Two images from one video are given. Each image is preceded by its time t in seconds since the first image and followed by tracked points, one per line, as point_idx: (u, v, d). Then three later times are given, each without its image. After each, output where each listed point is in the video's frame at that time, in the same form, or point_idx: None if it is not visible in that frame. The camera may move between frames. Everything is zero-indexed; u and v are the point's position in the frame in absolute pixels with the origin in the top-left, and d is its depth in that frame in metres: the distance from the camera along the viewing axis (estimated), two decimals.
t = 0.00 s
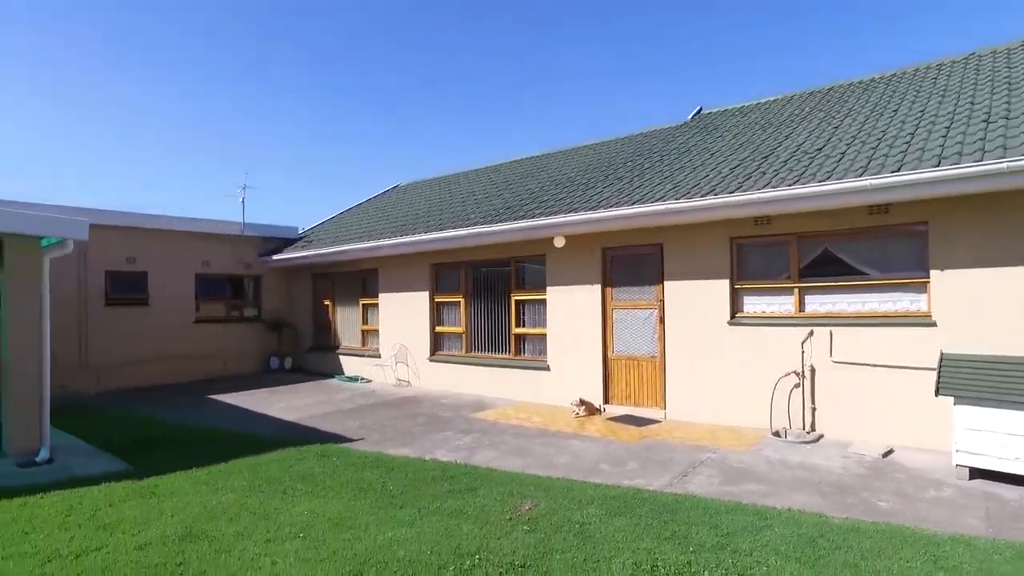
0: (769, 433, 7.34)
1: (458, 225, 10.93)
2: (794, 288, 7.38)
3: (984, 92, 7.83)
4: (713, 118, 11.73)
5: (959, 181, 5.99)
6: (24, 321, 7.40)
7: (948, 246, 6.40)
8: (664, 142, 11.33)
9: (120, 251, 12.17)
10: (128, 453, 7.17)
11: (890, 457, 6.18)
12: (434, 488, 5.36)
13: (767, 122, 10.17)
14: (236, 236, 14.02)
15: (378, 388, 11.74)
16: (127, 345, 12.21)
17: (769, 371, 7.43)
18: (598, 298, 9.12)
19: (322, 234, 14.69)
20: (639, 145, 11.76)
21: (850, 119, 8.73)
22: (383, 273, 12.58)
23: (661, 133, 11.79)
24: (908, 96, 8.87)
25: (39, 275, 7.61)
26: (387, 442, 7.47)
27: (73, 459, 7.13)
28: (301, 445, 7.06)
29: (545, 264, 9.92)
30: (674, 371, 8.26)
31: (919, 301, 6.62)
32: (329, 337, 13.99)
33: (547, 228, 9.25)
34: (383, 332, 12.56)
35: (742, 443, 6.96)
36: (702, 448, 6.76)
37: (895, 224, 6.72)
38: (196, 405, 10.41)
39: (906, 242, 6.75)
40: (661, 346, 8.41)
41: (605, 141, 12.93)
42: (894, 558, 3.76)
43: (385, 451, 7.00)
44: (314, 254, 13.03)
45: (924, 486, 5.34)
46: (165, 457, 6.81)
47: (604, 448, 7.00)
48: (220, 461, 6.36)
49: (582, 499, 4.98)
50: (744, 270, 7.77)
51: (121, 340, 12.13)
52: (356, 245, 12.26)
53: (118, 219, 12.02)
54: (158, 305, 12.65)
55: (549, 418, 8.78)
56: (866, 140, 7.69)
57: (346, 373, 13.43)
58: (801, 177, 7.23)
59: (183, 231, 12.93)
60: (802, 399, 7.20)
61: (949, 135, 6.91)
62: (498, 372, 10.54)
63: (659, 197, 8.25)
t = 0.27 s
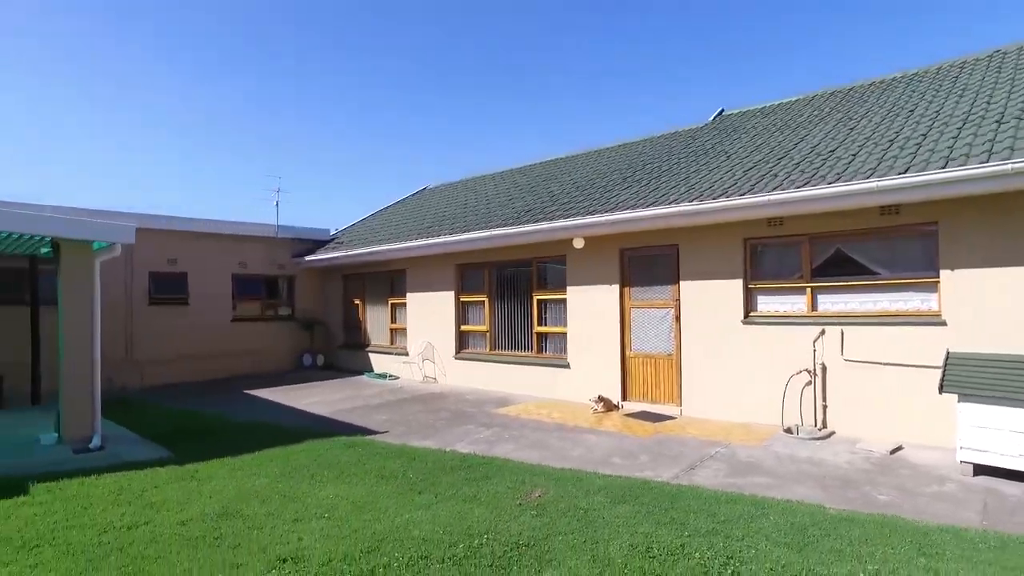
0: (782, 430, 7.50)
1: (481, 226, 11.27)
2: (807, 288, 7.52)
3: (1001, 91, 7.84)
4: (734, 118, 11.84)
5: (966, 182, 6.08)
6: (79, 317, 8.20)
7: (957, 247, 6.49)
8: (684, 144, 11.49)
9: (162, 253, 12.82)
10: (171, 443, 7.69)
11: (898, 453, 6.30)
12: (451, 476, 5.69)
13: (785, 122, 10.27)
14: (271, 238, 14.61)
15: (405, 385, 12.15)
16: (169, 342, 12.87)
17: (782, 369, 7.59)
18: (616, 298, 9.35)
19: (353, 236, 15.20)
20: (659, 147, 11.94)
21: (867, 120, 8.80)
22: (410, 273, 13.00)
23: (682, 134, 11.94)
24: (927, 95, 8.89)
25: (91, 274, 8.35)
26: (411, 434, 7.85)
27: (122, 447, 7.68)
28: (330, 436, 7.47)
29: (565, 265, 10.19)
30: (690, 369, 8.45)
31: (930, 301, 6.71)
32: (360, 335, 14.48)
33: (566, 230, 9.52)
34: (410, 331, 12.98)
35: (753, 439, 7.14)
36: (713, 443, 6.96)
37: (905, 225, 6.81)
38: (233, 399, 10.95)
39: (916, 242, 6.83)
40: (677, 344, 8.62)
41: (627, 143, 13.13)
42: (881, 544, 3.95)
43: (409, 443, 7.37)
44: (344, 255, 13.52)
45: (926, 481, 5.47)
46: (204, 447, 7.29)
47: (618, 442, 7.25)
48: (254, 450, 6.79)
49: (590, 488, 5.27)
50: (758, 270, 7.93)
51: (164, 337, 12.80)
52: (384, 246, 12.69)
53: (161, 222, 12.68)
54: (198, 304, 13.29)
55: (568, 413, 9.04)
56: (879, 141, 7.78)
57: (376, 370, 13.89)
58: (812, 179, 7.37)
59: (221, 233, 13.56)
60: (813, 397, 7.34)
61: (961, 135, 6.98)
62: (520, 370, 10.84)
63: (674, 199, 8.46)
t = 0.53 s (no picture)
0: (792, 426, 7.69)
1: (501, 229, 11.61)
2: (816, 288, 7.69)
3: (1013, 92, 7.90)
4: (751, 120, 11.97)
5: (969, 185, 6.22)
6: (124, 313, 8.80)
7: (962, 248, 6.61)
8: (701, 146, 11.68)
9: (197, 255, 13.43)
10: (209, 434, 8.19)
11: (902, 449, 6.46)
12: (467, 466, 6.04)
13: (801, 125, 10.40)
14: (301, 240, 15.16)
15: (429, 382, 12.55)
16: (204, 340, 13.47)
17: (792, 367, 7.78)
18: (631, 297, 9.60)
19: (379, 238, 15.67)
20: (677, 149, 12.13)
21: (880, 122, 8.91)
22: (434, 274, 13.41)
23: (699, 136, 12.12)
24: (941, 96, 8.96)
25: (134, 274, 8.94)
26: (433, 428, 8.22)
27: (162, 437, 8.21)
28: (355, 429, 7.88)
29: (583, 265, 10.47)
30: (702, 367, 8.68)
31: (936, 301, 6.84)
32: (385, 334, 14.93)
33: (583, 232, 9.81)
34: (434, 330, 13.37)
35: (762, 435, 7.36)
36: (722, 438, 7.20)
37: (912, 226, 6.95)
38: (265, 395, 11.46)
39: (924, 242, 6.96)
40: (690, 343, 8.85)
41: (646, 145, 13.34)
42: (866, 530, 4.20)
43: (430, 436, 7.74)
44: (370, 256, 13.99)
45: (925, 475, 5.64)
46: (238, 438, 7.75)
47: (630, 437, 7.53)
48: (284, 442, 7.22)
49: (598, 478, 5.58)
50: (769, 271, 8.13)
51: (200, 335, 13.40)
52: (408, 248, 13.11)
53: (196, 226, 13.29)
54: (231, 304, 13.88)
55: (584, 410, 9.32)
56: (889, 143, 7.91)
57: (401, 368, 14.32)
58: (820, 182, 7.54)
59: (253, 236, 14.14)
60: (822, 394, 7.52)
61: (968, 138, 7.09)
62: (539, 368, 11.15)
63: (687, 202, 8.70)
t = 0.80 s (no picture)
0: (792, 423, 7.92)
1: (513, 230, 11.92)
2: (816, 288, 7.91)
3: (1013, 96, 8.05)
4: (758, 122, 12.17)
5: (962, 189, 6.40)
6: (152, 313, 9.26)
7: (957, 249, 6.78)
8: (708, 148, 11.89)
9: (219, 256, 13.89)
10: (233, 428, 8.61)
11: (896, 444, 6.68)
12: (477, 458, 6.37)
13: (806, 127, 10.59)
14: (319, 241, 15.59)
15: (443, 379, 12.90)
16: (226, 339, 13.94)
17: (792, 365, 8.01)
18: (638, 297, 9.87)
19: (394, 239, 16.06)
20: (685, 151, 12.36)
21: (882, 125, 9.09)
22: (448, 274, 13.77)
23: (707, 138, 12.33)
24: (943, 100, 9.12)
25: (161, 275, 9.39)
26: (445, 423, 8.56)
27: (189, 431, 8.64)
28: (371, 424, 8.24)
29: (592, 266, 10.75)
30: (706, 365, 8.93)
31: (932, 301, 7.03)
32: (401, 333, 15.30)
33: (591, 234, 10.09)
34: (448, 329, 13.72)
35: (762, 430, 7.61)
36: (723, 434, 7.46)
37: (909, 229, 7.15)
38: (284, 392, 11.88)
39: (920, 244, 7.15)
40: (695, 341, 9.10)
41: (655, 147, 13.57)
42: (848, 517, 4.48)
43: (442, 430, 8.07)
44: (386, 257, 14.38)
45: (916, 469, 5.87)
46: (260, 432, 8.14)
47: (635, 432, 7.82)
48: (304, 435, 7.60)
49: (600, 468, 5.89)
50: (771, 272, 8.36)
51: (221, 334, 13.87)
52: (422, 249, 13.47)
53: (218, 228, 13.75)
54: (252, 304, 14.34)
55: (592, 406, 9.61)
56: (889, 147, 8.10)
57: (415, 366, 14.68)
58: (820, 185, 7.77)
59: (272, 237, 14.58)
60: (822, 392, 7.75)
61: (964, 142, 7.27)
62: (550, 366, 11.44)
63: (691, 205, 8.94)
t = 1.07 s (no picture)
0: (792, 419, 8.17)
1: (523, 233, 12.25)
2: (815, 289, 8.14)
3: (1010, 101, 8.22)
4: (764, 125, 12.38)
5: (953, 193, 6.62)
6: (179, 314, 9.76)
7: (949, 250, 7.01)
8: (715, 150, 12.13)
9: (239, 258, 14.36)
10: (255, 422, 9.04)
11: (890, 439, 6.92)
12: (486, 450, 6.71)
13: (810, 131, 10.79)
14: (335, 243, 16.03)
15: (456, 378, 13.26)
16: (247, 338, 14.42)
17: (792, 363, 8.26)
18: (644, 298, 10.14)
19: (409, 240, 16.46)
20: (692, 153, 12.60)
21: (883, 129, 9.29)
22: (461, 275, 14.13)
23: (714, 141, 12.57)
24: (944, 104, 9.29)
25: (186, 277, 9.85)
26: (457, 419, 8.91)
27: (213, 425, 9.08)
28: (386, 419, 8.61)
29: (599, 268, 11.05)
30: (710, 364, 9.19)
31: (926, 301, 7.25)
32: (415, 332, 15.69)
33: (598, 237, 10.39)
34: (461, 328, 14.08)
35: (762, 426, 7.88)
36: (723, 430, 7.73)
37: (904, 231, 7.37)
38: (303, 389, 12.32)
39: (915, 246, 7.37)
40: (698, 340, 9.37)
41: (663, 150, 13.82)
42: (831, 505, 4.78)
43: (454, 425, 8.43)
44: (400, 259, 14.78)
45: (905, 463, 6.12)
46: (280, 426, 8.55)
47: (638, 427, 8.12)
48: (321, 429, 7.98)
49: (602, 461, 6.22)
50: (772, 273, 8.60)
51: (242, 333, 14.35)
52: (436, 251, 13.84)
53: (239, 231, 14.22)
54: (271, 304, 14.81)
55: (600, 403, 9.91)
56: (887, 152, 8.31)
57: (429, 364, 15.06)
58: (817, 189, 8.01)
59: (291, 240, 15.04)
60: (820, 389, 8.00)
61: (959, 147, 7.47)
62: (559, 364, 11.75)
63: (695, 208, 9.21)
